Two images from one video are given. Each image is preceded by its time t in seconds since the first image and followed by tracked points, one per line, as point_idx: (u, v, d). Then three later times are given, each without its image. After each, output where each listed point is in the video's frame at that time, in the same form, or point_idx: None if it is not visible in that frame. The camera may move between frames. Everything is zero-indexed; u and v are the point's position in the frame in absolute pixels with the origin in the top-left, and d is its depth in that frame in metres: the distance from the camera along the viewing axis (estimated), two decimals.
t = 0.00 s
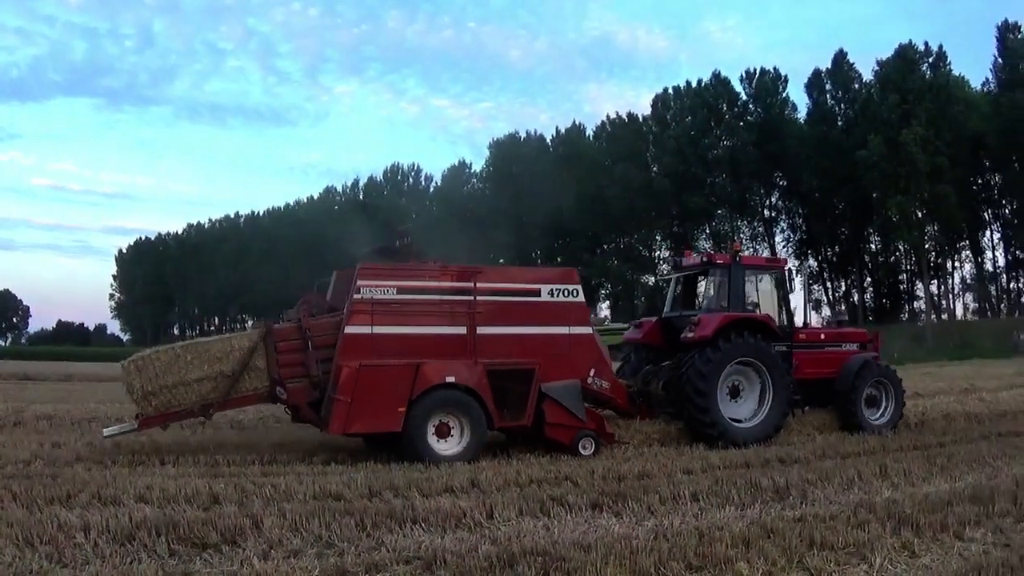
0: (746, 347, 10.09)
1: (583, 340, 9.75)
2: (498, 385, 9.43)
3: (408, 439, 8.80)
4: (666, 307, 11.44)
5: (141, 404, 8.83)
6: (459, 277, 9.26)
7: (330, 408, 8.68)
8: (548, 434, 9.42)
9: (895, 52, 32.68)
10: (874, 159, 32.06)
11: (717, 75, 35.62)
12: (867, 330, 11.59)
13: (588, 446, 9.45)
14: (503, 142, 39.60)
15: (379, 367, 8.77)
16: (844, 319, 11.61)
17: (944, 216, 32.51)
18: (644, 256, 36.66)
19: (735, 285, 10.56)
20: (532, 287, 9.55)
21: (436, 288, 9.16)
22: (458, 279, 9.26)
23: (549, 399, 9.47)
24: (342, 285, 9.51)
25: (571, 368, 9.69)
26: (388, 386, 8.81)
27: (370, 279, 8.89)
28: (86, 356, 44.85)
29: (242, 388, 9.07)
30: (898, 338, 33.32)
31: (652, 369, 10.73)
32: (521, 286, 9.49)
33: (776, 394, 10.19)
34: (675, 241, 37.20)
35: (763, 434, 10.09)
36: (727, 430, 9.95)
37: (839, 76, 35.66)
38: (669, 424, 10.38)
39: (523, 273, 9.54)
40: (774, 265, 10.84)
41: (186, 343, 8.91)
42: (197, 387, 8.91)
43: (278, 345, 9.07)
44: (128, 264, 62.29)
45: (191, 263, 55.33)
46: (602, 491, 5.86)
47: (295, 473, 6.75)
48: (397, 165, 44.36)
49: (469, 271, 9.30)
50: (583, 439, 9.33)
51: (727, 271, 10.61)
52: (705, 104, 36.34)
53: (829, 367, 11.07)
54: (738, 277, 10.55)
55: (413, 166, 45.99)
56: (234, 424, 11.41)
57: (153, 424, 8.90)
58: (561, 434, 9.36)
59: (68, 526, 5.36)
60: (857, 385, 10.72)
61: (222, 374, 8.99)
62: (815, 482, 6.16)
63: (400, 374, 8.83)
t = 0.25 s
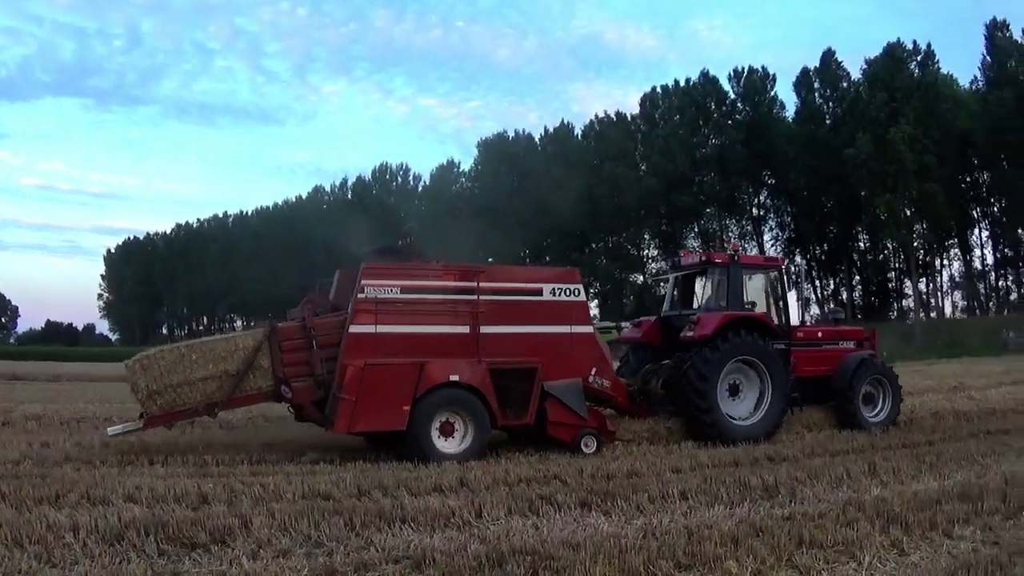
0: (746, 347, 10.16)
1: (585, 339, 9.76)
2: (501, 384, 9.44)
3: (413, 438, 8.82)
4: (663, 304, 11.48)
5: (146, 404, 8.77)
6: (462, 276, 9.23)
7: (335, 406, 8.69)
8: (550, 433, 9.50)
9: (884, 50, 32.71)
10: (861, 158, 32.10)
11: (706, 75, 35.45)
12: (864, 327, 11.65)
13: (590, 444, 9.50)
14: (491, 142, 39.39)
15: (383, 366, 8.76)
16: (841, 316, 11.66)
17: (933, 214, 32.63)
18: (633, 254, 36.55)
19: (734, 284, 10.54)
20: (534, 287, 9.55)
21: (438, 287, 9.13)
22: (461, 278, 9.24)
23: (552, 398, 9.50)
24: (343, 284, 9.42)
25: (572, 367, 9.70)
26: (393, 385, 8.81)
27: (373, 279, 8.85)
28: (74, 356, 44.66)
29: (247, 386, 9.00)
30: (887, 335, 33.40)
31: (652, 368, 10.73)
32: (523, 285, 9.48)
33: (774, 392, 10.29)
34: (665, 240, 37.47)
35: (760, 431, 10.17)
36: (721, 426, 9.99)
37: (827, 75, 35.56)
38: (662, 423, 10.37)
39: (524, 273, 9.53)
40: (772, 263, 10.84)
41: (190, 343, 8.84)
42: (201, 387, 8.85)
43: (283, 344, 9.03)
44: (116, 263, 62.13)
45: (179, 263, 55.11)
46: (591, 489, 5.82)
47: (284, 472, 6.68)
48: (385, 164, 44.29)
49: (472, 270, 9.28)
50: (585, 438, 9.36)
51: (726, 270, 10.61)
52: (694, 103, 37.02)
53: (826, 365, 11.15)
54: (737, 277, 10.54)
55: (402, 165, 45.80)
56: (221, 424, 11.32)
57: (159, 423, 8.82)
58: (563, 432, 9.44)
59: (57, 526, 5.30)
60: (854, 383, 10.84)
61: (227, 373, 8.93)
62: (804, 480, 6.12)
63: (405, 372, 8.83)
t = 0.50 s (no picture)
0: (746, 348, 10.19)
1: (586, 340, 9.80)
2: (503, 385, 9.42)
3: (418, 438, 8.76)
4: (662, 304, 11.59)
5: (152, 403, 8.75)
6: (465, 276, 9.24)
7: (340, 406, 8.62)
8: (551, 432, 9.50)
9: (871, 53, 32.83)
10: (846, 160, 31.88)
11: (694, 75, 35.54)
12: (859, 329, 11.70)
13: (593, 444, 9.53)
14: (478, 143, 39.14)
15: (389, 366, 8.71)
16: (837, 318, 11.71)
17: (919, 217, 32.76)
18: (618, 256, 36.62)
19: (733, 285, 10.63)
20: (536, 287, 9.59)
21: (443, 288, 9.13)
22: (465, 279, 9.25)
23: (554, 398, 9.49)
24: (347, 287, 9.48)
25: (573, 367, 9.71)
26: (398, 384, 8.75)
27: (378, 278, 8.83)
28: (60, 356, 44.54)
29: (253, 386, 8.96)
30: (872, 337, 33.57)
31: (653, 370, 10.72)
32: (526, 286, 9.51)
33: (773, 393, 10.33)
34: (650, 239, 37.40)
35: (761, 430, 10.19)
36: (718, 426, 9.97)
37: (813, 78, 35.77)
38: (647, 424, 10.34)
39: (526, 273, 9.56)
40: (770, 265, 10.92)
41: (196, 342, 8.83)
42: (207, 386, 8.83)
43: (288, 344, 8.96)
44: (101, 261, 61.97)
45: (166, 263, 55.06)
46: (576, 489, 5.77)
47: (271, 472, 6.56)
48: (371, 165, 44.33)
49: (476, 271, 9.29)
50: (587, 437, 9.38)
51: (726, 272, 10.69)
52: (680, 103, 36.96)
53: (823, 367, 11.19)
54: (736, 279, 10.62)
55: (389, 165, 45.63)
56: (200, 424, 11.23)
57: (164, 422, 8.79)
58: (566, 433, 9.46)
59: (41, 526, 5.20)
60: (851, 384, 10.90)
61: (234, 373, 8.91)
62: (789, 481, 6.06)
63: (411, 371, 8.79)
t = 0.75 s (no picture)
0: (747, 346, 10.25)
1: (589, 339, 9.80)
2: (507, 384, 9.47)
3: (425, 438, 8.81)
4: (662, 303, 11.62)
5: (159, 404, 8.74)
6: (470, 277, 9.26)
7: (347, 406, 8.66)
8: (556, 431, 9.58)
9: (858, 53, 33.36)
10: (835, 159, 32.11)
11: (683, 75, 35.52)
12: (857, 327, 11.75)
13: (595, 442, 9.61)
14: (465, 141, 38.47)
15: (396, 366, 8.74)
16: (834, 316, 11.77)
17: (909, 216, 32.82)
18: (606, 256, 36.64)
19: (733, 285, 10.63)
20: (540, 287, 9.59)
21: (447, 288, 9.16)
22: (470, 279, 9.27)
23: (558, 397, 9.56)
24: (352, 287, 9.53)
25: (576, 366, 9.73)
26: (405, 385, 8.79)
27: (383, 279, 8.86)
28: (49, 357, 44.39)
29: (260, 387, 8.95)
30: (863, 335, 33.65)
31: (654, 370, 10.77)
32: (531, 286, 9.53)
33: (774, 390, 10.39)
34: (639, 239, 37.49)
35: (763, 428, 10.24)
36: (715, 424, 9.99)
37: (802, 76, 36.17)
38: (638, 423, 10.30)
39: (530, 273, 9.57)
40: (769, 264, 10.94)
41: (203, 343, 8.81)
42: (214, 387, 8.82)
43: (294, 345, 8.97)
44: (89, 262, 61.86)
45: (155, 263, 54.98)
46: (566, 489, 5.72)
47: (259, 474, 6.46)
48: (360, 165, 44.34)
49: (480, 271, 9.31)
50: (591, 435, 9.48)
51: (726, 271, 10.69)
52: (668, 102, 37.82)
53: (822, 365, 11.25)
54: (736, 278, 10.62)
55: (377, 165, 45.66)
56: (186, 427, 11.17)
57: (171, 424, 8.78)
58: (570, 431, 9.55)
59: (32, 527, 5.12)
60: (850, 382, 10.97)
61: (240, 374, 8.90)
62: (779, 478, 6.02)
63: (417, 372, 8.83)
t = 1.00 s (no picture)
0: (748, 346, 10.27)
1: (593, 338, 9.81)
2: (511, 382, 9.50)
3: (432, 435, 8.83)
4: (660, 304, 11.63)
5: (165, 401, 8.66)
6: (476, 276, 9.30)
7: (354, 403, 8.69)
8: (560, 428, 9.56)
9: (850, 53, 33.39)
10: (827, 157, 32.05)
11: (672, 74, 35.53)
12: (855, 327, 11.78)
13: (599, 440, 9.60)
14: (455, 140, 37.83)
15: (402, 363, 8.78)
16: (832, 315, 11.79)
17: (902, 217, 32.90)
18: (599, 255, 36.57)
19: (733, 284, 10.68)
20: (544, 286, 9.63)
21: (453, 287, 9.20)
22: (476, 278, 9.31)
23: (563, 396, 9.52)
24: (358, 286, 9.62)
25: (580, 365, 9.74)
26: (411, 382, 8.81)
27: (391, 277, 8.91)
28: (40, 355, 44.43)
29: (268, 383, 8.92)
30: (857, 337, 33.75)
31: (656, 367, 10.83)
32: (535, 285, 9.57)
33: (774, 389, 10.40)
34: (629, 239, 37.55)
35: (764, 426, 10.27)
36: (712, 423, 10.01)
37: (793, 76, 36.11)
38: (635, 421, 10.25)
39: (535, 272, 9.61)
40: (769, 265, 10.98)
41: (210, 340, 8.75)
42: (221, 383, 8.77)
43: (302, 342, 8.97)
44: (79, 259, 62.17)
45: (145, 260, 55.01)
46: (556, 487, 5.68)
47: (252, 470, 6.38)
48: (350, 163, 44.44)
49: (486, 270, 9.35)
50: (594, 434, 9.45)
51: (726, 270, 10.73)
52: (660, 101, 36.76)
53: (821, 364, 11.29)
54: (737, 279, 10.67)
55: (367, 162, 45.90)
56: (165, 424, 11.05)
57: (178, 420, 8.72)
58: (574, 430, 9.52)
59: (21, 524, 5.09)
60: (848, 382, 11.01)
61: (246, 371, 8.86)
62: (768, 478, 5.98)
63: (423, 369, 8.85)
